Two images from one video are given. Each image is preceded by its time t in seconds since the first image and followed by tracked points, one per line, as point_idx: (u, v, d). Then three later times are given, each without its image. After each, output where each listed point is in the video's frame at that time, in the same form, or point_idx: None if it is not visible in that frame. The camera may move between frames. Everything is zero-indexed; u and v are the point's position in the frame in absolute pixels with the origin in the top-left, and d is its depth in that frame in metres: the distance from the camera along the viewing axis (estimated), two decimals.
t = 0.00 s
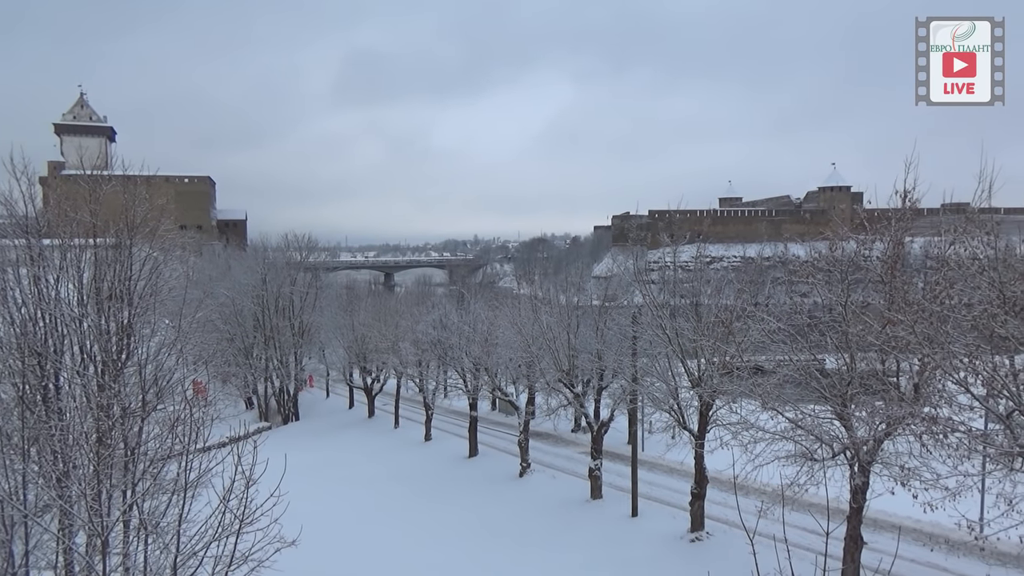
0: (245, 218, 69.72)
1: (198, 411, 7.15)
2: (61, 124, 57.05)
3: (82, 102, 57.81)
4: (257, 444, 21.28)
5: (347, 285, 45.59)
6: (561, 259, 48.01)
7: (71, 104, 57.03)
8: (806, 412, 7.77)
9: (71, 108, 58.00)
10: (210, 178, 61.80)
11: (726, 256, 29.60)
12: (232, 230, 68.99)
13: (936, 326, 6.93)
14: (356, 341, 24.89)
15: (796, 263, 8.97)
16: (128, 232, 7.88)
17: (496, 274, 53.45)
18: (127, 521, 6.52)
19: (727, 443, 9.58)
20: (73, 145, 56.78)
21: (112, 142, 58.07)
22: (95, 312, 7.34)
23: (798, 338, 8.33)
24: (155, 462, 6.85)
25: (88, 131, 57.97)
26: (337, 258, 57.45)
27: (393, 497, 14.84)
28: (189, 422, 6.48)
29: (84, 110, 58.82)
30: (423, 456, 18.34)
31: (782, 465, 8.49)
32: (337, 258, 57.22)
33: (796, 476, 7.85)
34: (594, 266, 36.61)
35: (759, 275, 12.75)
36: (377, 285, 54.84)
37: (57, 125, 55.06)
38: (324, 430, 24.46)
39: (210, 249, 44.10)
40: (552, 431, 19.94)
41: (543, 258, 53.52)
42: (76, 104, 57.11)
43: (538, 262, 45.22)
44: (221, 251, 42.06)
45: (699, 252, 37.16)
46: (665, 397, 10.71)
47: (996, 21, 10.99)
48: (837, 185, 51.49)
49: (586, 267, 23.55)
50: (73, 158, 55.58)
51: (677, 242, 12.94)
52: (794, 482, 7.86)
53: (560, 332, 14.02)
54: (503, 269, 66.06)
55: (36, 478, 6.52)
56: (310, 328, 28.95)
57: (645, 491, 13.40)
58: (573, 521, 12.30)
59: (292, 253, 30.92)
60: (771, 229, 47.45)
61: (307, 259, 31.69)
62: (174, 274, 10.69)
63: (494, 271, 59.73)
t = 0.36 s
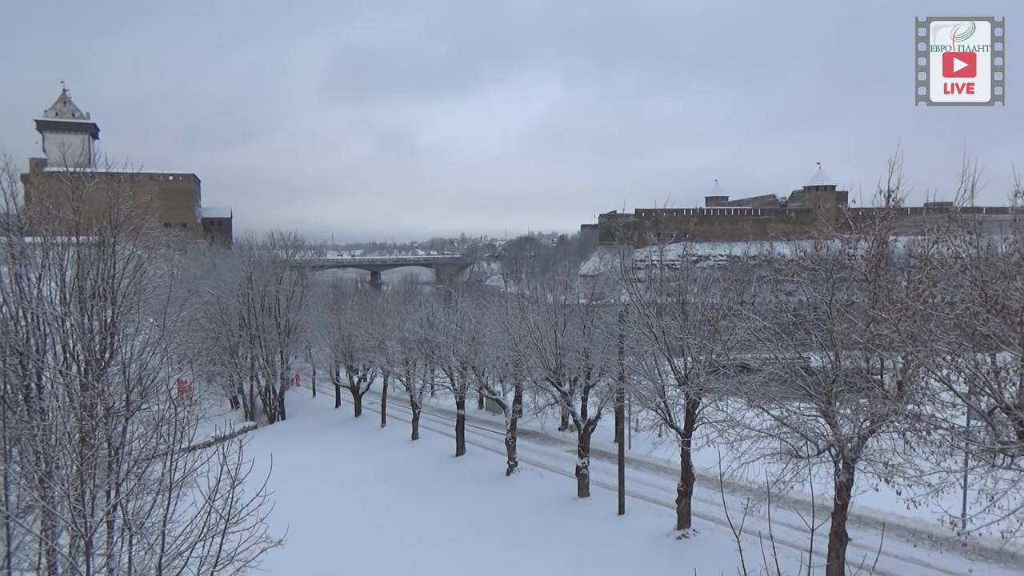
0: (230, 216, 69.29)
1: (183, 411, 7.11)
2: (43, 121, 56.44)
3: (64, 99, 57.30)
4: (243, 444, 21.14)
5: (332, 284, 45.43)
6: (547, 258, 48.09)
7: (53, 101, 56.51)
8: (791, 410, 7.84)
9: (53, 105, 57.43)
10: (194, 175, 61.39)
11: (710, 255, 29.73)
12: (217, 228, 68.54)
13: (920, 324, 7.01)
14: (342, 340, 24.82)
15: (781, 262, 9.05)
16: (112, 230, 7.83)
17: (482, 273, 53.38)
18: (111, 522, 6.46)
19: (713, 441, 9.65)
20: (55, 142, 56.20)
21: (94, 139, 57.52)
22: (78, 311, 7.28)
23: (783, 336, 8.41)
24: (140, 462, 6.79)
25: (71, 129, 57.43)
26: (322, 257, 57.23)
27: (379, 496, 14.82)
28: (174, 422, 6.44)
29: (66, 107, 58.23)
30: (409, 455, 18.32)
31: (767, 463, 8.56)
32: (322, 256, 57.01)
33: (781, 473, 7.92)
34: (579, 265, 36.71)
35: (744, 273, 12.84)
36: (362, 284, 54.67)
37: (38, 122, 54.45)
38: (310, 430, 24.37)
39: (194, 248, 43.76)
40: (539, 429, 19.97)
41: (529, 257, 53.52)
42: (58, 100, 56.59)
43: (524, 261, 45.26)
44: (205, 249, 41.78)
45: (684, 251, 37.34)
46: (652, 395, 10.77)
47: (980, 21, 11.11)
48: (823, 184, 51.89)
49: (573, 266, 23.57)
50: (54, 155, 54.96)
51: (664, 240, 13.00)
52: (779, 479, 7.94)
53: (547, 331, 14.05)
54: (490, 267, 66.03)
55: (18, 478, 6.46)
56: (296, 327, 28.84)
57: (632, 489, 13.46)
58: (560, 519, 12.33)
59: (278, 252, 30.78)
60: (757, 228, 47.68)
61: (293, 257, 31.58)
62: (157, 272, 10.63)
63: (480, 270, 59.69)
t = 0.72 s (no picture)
0: (216, 215, 68.87)
1: (169, 410, 7.07)
2: (25, 118, 55.85)
3: (47, 96, 56.79)
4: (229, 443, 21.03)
5: (318, 282, 45.30)
6: (534, 256, 48.14)
7: (35, 98, 55.99)
8: (777, 407, 7.91)
9: (35, 102, 56.89)
10: (179, 174, 60.97)
11: (696, 253, 29.85)
12: (203, 226, 68.11)
13: (904, 322, 7.08)
14: (329, 339, 24.73)
15: (767, 260, 9.12)
16: (95, 229, 7.78)
17: (469, 271, 53.33)
18: (95, 522, 6.41)
19: (700, 438, 9.71)
20: (37, 139, 55.65)
21: (77, 137, 57.00)
22: (62, 311, 7.25)
23: (769, 334, 8.48)
24: (125, 462, 6.74)
25: (54, 126, 56.90)
26: (308, 255, 57.00)
27: (366, 495, 14.79)
28: (160, 421, 6.39)
29: (49, 104, 57.67)
30: (397, 454, 18.30)
31: (754, 460, 8.62)
32: (308, 255, 56.77)
33: (767, 470, 7.99)
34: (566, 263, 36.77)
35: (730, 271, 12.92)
36: (348, 282, 54.50)
37: (20, 119, 53.86)
38: (296, 429, 24.26)
39: (178, 246, 43.45)
40: (527, 427, 19.99)
41: (517, 255, 53.54)
42: (40, 97, 56.08)
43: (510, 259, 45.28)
44: (190, 248, 41.50)
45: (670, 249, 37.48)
46: (639, 393, 10.82)
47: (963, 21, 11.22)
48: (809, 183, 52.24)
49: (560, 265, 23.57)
50: (36, 153, 54.39)
51: (651, 238, 13.05)
52: (765, 476, 8.01)
53: (535, 329, 14.08)
54: (478, 265, 66.01)
55: (0, 479, 6.41)
56: (282, 326, 28.72)
57: (620, 487, 13.50)
58: (548, 517, 12.36)
59: (264, 250, 30.63)
60: (743, 226, 47.87)
61: (279, 256, 31.45)
62: (141, 270, 10.59)
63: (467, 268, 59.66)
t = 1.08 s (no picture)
0: (202, 213, 68.50)
1: (156, 410, 7.04)
2: (7, 116, 55.27)
3: (30, 93, 56.27)
4: (217, 443, 20.91)
5: (306, 280, 45.12)
6: (522, 254, 48.07)
7: (18, 95, 55.51)
8: (764, 404, 7.99)
9: (18, 99, 56.34)
10: (165, 171, 60.52)
11: (684, 250, 29.91)
12: (189, 225, 67.72)
13: (890, 319, 7.15)
14: (317, 337, 24.64)
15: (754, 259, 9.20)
16: (80, 227, 7.73)
17: (458, 268, 53.24)
18: (82, 523, 6.37)
19: (689, 435, 9.77)
20: (20, 137, 55.11)
21: (61, 134, 56.51)
22: (46, 310, 7.20)
23: (756, 331, 8.56)
24: (112, 463, 6.70)
25: (37, 124, 56.35)
26: (295, 254, 56.75)
27: (354, 494, 14.77)
28: (146, 421, 6.35)
29: (32, 101, 57.14)
30: (386, 453, 18.27)
31: (742, 456, 8.68)
32: (296, 253, 56.53)
33: (755, 466, 8.06)
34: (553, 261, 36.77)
35: (718, 269, 12.98)
36: (335, 281, 54.29)
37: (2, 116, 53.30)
38: (285, 428, 24.18)
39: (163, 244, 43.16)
40: (516, 425, 20.01)
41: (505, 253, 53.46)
42: (23, 94, 55.56)
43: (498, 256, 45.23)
44: (175, 246, 41.21)
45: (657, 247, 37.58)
46: (627, 391, 10.88)
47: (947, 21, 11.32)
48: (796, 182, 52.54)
49: (549, 263, 23.55)
50: (19, 151, 53.86)
51: (639, 236, 13.09)
52: (753, 473, 8.08)
53: (523, 327, 14.11)
54: (466, 263, 65.95)
55: None
56: (270, 325, 28.58)
57: (608, 484, 13.55)
58: (537, 514, 12.39)
59: (251, 249, 30.48)
60: (731, 224, 48.02)
61: (267, 254, 31.31)
62: (127, 269, 10.53)
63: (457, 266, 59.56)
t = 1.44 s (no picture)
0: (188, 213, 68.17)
1: (143, 412, 7.01)
2: None
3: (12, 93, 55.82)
4: (205, 444, 20.82)
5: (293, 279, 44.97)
6: (510, 251, 48.04)
7: None
8: (753, 399, 8.05)
9: None
10: (150, 171, 60.13)
11: (671, 246, 29.95)
12: (175, 225, 67.34)
13: (876, 313, 7.22)
14: (305, 337, 24.57)
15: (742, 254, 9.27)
16: (65, 228, 7.69)
17: (446, 266, 53.18)
18: (70, 526, 6.33)
19: (678, 431, 9.82)
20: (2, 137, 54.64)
21: (44, 135, 56.07)
22: (30, 312, 7.17)
23: (744, 326, 8.63)
24: (99, 465, 6.67)
25: (20, 124, 55.86)
26: (282, 253, 56.58)
27: (344, 493, 14.75)
28: (133, 423, 6.32)
29: (15, 101, 56.66)
30: (375, 451, 18.24)
31: (731, 450, 8.75)
32: (284, 253, 56.34)
33: (744, 460, 8.13)
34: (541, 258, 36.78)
35: (705, 264, 13.04)
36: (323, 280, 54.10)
37: None
38: (274, 428, 24.11)
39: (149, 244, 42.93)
40: (506, 423, 20.02)
41: (493, 250, 53.42)
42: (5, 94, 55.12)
43: (486, 254, 45.21)
44: (161, 246, 40.99)
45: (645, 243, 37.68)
46: (617, 387, 10.94)
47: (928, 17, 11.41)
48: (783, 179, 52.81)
49: (538, 259, 23.59)
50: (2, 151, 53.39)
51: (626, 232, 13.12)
52: (742, 467, 8.15)
53: (512, 324, 14.13)
54: (455, 261, 65.86)
55: None
56: (258, 324, 28.45)
57: (598, 480, 13.60)
58: (527, 511, 12.42)
59: (238, 248, 30.34)
60: (719, 220, 48.17)
61: (254, 254, 31.19)
62: (113, 270, 10.47)
63: (446, 264, 59.48)
